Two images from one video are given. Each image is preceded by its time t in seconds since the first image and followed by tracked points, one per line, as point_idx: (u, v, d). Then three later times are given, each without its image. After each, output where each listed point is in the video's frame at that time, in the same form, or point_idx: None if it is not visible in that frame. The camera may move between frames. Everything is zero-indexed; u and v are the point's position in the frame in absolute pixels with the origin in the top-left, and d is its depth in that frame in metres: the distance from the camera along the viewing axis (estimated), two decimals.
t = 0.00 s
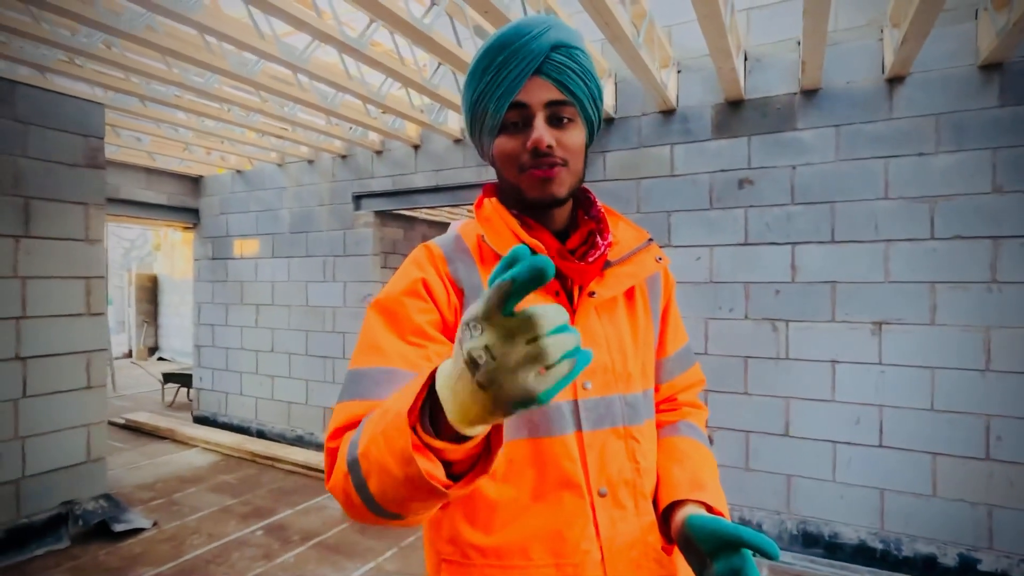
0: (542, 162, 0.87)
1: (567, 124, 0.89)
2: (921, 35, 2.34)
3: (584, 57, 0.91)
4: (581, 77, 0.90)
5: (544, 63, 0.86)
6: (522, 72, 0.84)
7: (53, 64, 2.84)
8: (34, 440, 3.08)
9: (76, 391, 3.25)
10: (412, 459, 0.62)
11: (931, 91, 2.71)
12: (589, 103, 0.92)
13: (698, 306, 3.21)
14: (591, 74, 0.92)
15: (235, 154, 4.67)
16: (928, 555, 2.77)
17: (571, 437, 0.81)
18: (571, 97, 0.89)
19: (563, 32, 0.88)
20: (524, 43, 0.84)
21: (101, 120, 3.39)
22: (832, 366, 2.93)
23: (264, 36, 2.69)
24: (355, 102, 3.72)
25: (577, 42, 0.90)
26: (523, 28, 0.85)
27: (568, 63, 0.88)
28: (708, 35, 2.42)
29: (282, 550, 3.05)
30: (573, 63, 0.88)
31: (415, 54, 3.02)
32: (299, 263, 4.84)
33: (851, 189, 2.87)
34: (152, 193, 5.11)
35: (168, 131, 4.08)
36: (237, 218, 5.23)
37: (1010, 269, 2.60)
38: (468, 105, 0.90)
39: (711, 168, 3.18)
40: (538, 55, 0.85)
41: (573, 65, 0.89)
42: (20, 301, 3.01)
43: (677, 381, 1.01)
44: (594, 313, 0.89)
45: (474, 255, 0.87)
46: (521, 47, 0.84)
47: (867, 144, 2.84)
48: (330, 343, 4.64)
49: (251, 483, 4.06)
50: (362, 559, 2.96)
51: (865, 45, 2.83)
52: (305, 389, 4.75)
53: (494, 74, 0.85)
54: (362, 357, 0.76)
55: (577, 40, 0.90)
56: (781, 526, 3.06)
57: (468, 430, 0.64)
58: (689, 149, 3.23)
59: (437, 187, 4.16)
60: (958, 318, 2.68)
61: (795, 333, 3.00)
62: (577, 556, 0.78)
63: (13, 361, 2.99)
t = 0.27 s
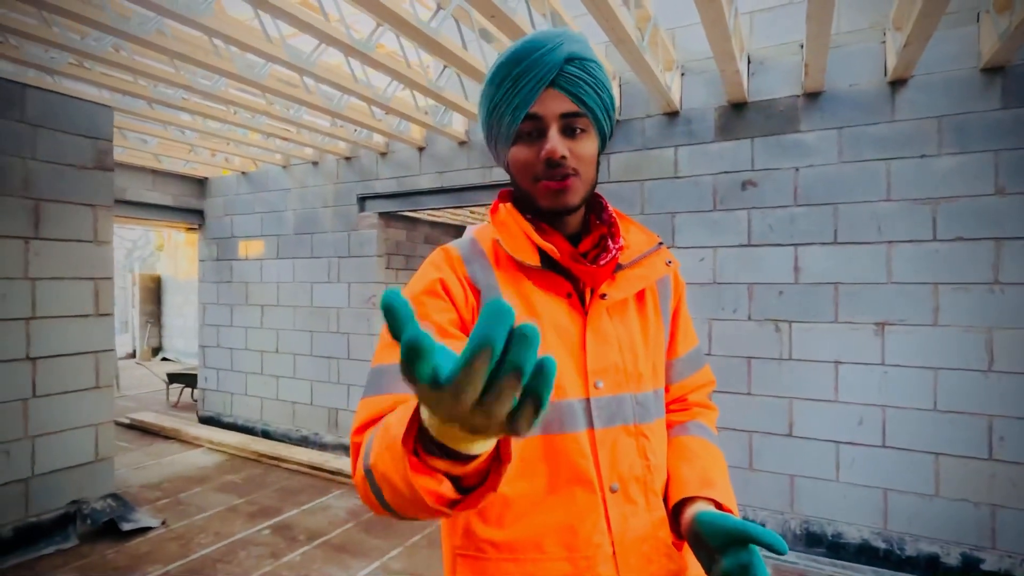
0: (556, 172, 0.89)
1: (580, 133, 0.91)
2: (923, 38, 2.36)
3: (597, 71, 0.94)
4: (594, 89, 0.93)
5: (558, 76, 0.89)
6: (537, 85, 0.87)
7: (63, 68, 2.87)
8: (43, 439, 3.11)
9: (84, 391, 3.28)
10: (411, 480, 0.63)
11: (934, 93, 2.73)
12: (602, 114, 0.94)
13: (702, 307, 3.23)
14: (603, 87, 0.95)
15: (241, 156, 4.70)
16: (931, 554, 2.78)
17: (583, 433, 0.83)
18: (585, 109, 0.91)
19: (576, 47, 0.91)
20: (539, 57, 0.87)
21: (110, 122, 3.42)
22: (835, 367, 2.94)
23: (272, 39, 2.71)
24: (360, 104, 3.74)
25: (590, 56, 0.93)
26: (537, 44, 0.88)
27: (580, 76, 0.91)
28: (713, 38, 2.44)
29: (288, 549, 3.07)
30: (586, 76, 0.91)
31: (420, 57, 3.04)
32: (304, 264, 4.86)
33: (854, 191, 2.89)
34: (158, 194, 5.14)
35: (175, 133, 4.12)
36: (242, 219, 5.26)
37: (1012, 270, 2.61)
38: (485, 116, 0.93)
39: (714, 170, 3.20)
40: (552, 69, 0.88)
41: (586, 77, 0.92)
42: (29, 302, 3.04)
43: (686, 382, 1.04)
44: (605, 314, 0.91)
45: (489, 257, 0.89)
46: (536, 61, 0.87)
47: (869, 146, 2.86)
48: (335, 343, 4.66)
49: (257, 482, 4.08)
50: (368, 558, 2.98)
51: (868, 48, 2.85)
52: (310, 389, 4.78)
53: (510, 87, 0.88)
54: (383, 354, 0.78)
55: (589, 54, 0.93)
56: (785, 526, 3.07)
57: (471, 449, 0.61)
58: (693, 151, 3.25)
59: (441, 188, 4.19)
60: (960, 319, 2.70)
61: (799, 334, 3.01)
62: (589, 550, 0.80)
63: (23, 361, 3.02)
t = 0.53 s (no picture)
0: (563, 167, 0.90)
1: (587, 129, 0.92)
2: (923, 40, 2.37)
3: (602, 69, 0.95)
4: (600, 86, 0.94)
5: (565, 73, 0.90)
6: (544, 82, 0.88)
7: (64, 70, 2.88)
8: (45, 441, 3.11)
9: (86, 393, 3.28)
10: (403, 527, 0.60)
11: (934, 94, 2.73)
12: (607, 111, 0.95)
13: (703, 308, 3.24)
14: (608, 84, 0.96)
15: (242, 158, 4.70)
16: (932, 555, 2.79)
17: (591, 435, 0.84)
18: (590, 105, 0.92)
19: (581, 45, 0.92)
20: (546, 55, 0.88)
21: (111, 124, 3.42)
22: (836, 367, 2.95)
23: (273, 42, 2.72)
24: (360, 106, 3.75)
25: (595, 55, 0.94)
26: (544, 43, 0.89)
27: (587, 73, 0.92)
28: (713, 40, 2.45)
29: (290, 550, 3.07)
30: (591, 73, 0.92)
31: (421, 58, 3.04)
32: (305, 266, 4.87)
33: (854, 192, 2.90)
34: (159, 196, 5.15)
35: (176, 135, 4.12)
36: (242, 221, 5.26)
37: (1012, 271, 2.62)
38: (492, 116, 0.94)
39: (714, 171, 3.20)
40: (559, 66, 0.89)
41: (591, 75, 0.92)
42: (31, 304, 3.05)
43: (688, 384, 1.04)
44: (612, 315, 0.91)
45: (497, 258, 0.90)
46: (543, 58, 0.88)
47: (870, 148, 2.87)
48: (336, 344, 4.67)
49: (258, 484, 4.08)
50: (369, 560, 2.98)
51: (868, 50, 2.85)
52: (311, 390, 4.78)
53: (518, 84, 0.89)
54: (388, 357, 0.77)
55: (593, 53, 0.94)
56: (785, 527, 3.08)
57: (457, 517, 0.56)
58: (693, 152, 3.26)
59: (442, 190, 4.19)
60: (961, 320, 2.71)
61: (800, 335, 3.02)
62: (598, 552, 0.81)
63: (24, 363, 3.02)
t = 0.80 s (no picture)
0: (568, 171, 0.90)
1: (592, 134, 0.92)
2: (924, 42, 2.37)
3: (607, 72, 0.96)
4: (605, 90, 0.94)
5: (571, 76, 0.90)
6: (550, 86, 0.88)
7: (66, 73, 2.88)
8: (45, 444, 3.11)
9: (87, 395, 3.28)
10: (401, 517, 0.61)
11: (935, 97, 2.74)
12: (612, 115, 0.96)
13: (704, 311, 3.24)
14: (613, 88, 0.96)
15: (243, 160, 4.71)
16: (934, 558, 2.78)
17: (594, 438, 0.84)
18: (595, 109, 0.93)
19: (587, 49, 0.92)
20: (552, 58, 0.88)
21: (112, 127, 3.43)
22: (837, 370, 2.94)
23: (275, 44, 2.73)
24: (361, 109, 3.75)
25: (600, 58, 0.94)
26: (550, 46, 0.89)
27: (592, 77, 0.92)
28: (714, 43, 2.45)
29: (290, 553, 3.07)
30: (596, 78, 0.92)
31: (422, 61, 3.05)
32: (305, 268, 4.87)
33: (855, 194, 2.90)
34: (160, 199, 5.15)
35: (177, 138, 4.13)
36: (243, 223, 5.27)
37: (1013, 273, 2.62)
38: (497, 118, 0.94)
39: (715, 173, 3.20)
40: (565, 70, 0.89)
41: (596, 79, 0.93)
42: (32, 306, 3.05)
43: (692, 389, 1.04)
44: (616, 318, 0.91)
45: (501, 260, 0.90)
46: (549, 62, 0.88)
47: (870, 150, 2.87)
48: (336, 346, 4.67)
49: (258, 486, 4.08)
50: (370, 562, 2.98)
51: (868, 52, 2.86)
52: (312, 393, 4.77)
53: (524, 88, 0.89)
54: (389, 357, 0.77)
55: (599, 56, 0.94)
56: (787, 529, 3.07)
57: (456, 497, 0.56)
58: (694, 154, 3.26)
59: (443, 192, 4.20)
60: (962, 322, 2.70)
61: (801, 337, 3.01)
62: (601, 556, 0.80)
63: (25, 365, 3.02)
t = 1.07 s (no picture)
0: (564, 176, 0.91)
1: (589, 138, 0.93)
2: (922, 44, 2.37)
3: (605, 75, 0.95)
4: (603, 94, 0.94)
5: (568, 80, 0.90)
6: (547, 90, 0.88)
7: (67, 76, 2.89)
8: (44, 446, 3.11)
9: (86, 397, 3.28)
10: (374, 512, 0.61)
11: (933, 99, 2.74)
12: (609, 119, 0.96)
13: (703, 313, 3.24)
14: (611, 91, 0.96)
15: (243, 163, 4.72)
16: (933, 560, 2.77)
17: (588, 440, 0.84)
18: (593, 113, 0.93)
19: (585, 51, 0.92)
20: (549, 61, 0.88)
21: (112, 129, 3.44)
22: (836, 372, 2.94)
23: (274, 47, 2.74)
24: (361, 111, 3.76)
25: (599, 61, 0.94)
26: (548, 49, 0.89)
27: (590, 80, 0.92)
28: (712, 46, 2.46)
29: (289, 556, 3.06)
30: (594, 81, 0.92)
31: (421, 63, 3.05)
32: (305, 270, 4.87)
33: (854, 196, 2.90)
34: (160, 201, 5.16)
35: (177, 140, 4.13)
36: (243, 226, 5.28)
37: (1012, 275, 2.61)
38: (495, 120, 0.94)
39: (714, 175, 3.21)
40: (563, 74, 0.89)
41: (594, 82, 0.93)
42: (32, 309, 3.05)
43: (694, 392, 1.05)
44: (612, 319, 0.91)
45: (496, 262, 0.90)
46: (547, 65, 0.88)
47: (868, 152, 2.87)
48: (336, 349, 4.66)
49: (257, 489, 4.07)
50: (369, 565, 2.98)
51: (866, 55, 2.86)
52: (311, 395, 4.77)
53: (520, 91, 0.89)
54: (381, 355, 0.77)
55: (598, 58, 0.94)
56: (786, 532, 3.07)
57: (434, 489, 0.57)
58: (692, 157, 3.27)
59: (442, 195, 4.20)
60: (961, 324, 2.70)
61: (800, 339, 3.01)
62: (594, 560, 0.80)
63: (25, 367, 3.02)
